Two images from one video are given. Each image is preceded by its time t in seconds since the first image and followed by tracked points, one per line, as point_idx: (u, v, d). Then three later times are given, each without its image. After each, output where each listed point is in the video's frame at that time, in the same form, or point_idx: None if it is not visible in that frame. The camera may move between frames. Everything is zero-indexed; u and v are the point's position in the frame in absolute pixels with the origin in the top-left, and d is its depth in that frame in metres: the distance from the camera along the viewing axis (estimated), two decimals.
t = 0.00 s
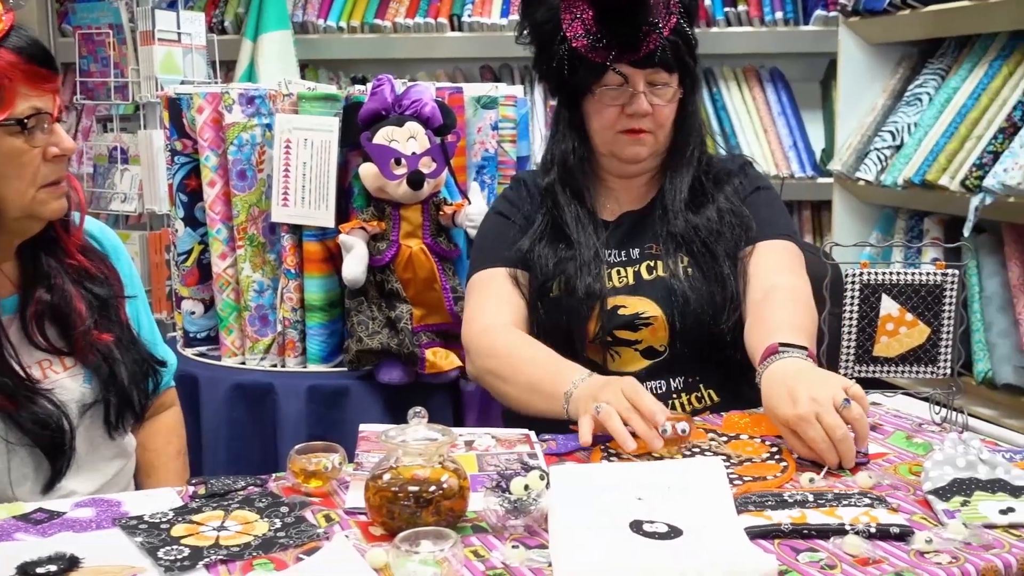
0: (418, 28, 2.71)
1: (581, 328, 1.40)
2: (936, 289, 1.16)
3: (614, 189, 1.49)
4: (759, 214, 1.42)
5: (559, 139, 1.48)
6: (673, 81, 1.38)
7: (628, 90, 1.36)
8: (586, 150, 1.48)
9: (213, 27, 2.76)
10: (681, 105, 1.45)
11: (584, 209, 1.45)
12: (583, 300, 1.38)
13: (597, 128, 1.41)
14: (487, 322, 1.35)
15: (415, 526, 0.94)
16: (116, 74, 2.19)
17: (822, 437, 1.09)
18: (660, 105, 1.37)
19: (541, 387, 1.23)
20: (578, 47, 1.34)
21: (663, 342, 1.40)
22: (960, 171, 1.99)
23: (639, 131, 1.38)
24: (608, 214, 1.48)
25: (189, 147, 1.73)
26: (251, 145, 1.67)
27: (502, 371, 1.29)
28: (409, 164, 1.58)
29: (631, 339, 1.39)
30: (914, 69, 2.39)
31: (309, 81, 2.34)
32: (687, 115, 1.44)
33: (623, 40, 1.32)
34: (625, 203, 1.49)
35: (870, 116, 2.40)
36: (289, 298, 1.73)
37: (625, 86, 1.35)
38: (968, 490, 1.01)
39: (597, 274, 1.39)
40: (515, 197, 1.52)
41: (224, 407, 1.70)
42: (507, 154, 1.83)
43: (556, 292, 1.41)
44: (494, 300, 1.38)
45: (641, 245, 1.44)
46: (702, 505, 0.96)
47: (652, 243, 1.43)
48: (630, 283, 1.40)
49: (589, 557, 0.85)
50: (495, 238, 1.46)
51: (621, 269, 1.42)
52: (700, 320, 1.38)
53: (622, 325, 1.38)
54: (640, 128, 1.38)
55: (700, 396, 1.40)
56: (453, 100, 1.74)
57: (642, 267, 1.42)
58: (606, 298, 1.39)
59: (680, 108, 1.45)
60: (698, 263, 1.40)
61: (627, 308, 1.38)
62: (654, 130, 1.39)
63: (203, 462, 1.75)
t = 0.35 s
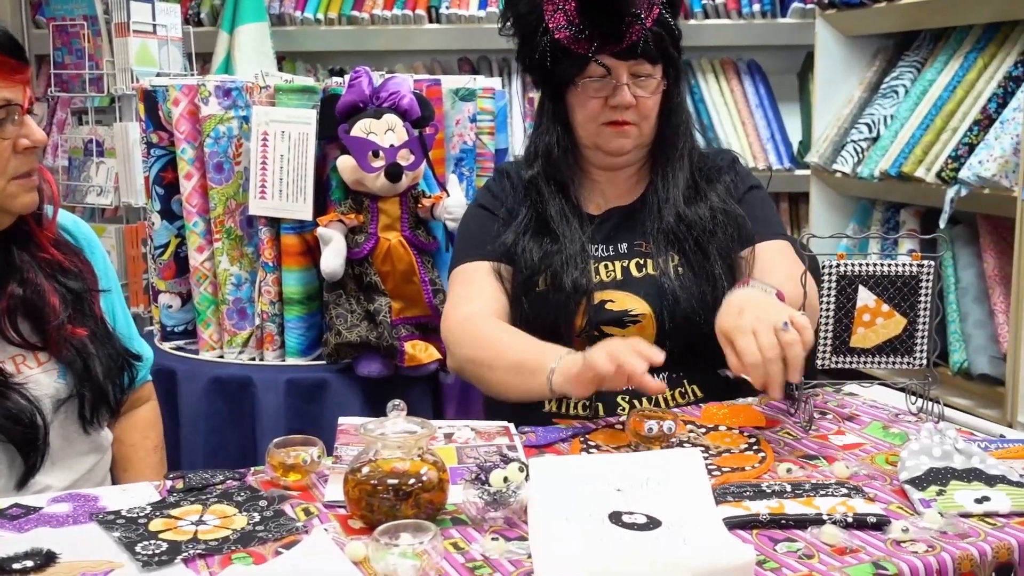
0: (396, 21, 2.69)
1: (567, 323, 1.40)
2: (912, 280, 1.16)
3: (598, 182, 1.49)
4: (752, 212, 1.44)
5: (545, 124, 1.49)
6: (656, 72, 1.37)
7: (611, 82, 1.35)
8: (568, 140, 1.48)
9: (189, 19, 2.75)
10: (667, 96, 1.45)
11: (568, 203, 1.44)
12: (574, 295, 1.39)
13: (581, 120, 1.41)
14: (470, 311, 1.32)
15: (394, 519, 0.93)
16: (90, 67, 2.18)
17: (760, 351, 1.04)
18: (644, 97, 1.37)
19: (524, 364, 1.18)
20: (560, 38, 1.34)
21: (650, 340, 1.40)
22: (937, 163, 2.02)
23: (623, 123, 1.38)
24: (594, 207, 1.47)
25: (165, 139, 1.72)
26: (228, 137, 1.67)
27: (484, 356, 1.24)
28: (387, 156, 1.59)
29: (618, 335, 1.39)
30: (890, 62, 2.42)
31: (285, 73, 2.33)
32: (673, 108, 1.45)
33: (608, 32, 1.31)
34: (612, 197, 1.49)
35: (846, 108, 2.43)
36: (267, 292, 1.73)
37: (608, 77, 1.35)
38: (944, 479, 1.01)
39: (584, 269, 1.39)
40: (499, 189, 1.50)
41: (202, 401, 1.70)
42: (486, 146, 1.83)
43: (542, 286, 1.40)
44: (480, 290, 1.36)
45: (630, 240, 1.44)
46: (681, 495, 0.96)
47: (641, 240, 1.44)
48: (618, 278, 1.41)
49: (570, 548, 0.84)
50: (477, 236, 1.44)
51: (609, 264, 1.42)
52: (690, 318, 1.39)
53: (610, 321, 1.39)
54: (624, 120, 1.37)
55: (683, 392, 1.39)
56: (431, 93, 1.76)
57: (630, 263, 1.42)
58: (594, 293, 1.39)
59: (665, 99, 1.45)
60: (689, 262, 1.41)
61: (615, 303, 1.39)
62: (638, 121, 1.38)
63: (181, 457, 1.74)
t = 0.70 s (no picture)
0: (384, 12, 2.68)
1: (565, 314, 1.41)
2: (900, 272, 1.16)
3: (595, 172, 1.48)
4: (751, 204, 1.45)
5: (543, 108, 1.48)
6: (654, 63, 1.37)
7: (609, 73, 1.35)
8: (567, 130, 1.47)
9: (177, 11, 2.75)
10: (665, 88, 1.45)
11: (566, 192, 1.44)
12: (574, 286, 1.38)
13: (578, 112, 1.41)
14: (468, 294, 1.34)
15: (384, 511, 0.93)
16: (78, 59, 2.19)
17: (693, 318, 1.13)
18: (643, 88, 1.37)
19: (533, 337, 1.25)
20: (559, 29, 1.34)
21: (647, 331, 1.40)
22: (925, 155, 2.03)
23: (621, 115, 1.38)
24: (592, 197, 1.47)
25: (153, 131, 1.71)
26: (216, 129, 1.66)
27: (489, 334, 1.28)
28: (376, 149, 1.59)
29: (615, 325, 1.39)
30: (878, 54, 2.43)
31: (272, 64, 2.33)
32: (671, 98, 1.44)
33: (608, 23, 1.31)
34: (610, 187, 1.48)
35: (835, 100, 2.43)
36: (256, 284, 1.73)
37: (606, 68, 1.35)
38: (932, 470, 1.02)
39: (584, 259, 1.38)
40: (498, 178, 1.51)
41: (192, 394, 1.70)
42: (474, 138, 1.85)
43: (541, 276, 1.40)
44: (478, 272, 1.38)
45: (628, 230, 1.44)
46: (671, 487, 0.96)
47: (639, 231, 1.43)
48: (616, 268, 1.41)
49: (561, 536, 0.84)
50: (477, 223, 1.45)
51: (607, 254, 1.42)
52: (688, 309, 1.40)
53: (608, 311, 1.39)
54: (623, 112, 1.37)
55: (679, 384, 1.41)
56: (420, 84, 1.76)
57: (629, 254, 1.42)
58: (593, 284, 1.39)
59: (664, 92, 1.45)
60: (687, 254, 1.42)
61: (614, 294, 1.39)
62: (636, 113, 1.38)
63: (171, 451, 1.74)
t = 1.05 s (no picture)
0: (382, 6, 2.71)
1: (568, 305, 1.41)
2: (898, 266, 1.16)
3: (601, 165, 1.47)
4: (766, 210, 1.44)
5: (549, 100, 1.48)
6: (656, 50, 1.36)
7: (609, 58, 1.34)
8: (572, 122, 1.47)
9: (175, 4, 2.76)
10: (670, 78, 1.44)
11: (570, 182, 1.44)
12: (577, 277, 1.38)
13: (578, 96, 1.39)
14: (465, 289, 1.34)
15: (382, 505, 0.93)
16: (75, 52, 2.19)
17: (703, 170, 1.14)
18: (643, 74, 1.35)
19: (523, 336, 1.23)
20: (560, 13, 1.35)
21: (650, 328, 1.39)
22: (923, 148, 2.04)
23: (621, 101, 1.36)
24: (596, 189, 1.47)
25: (151, 125, 1.72)
26: (214, 123, 1.66)
27: (482, 334, 1.28)
28: (374, 142, 1.60)
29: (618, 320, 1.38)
30: (877, 48, 2.43)
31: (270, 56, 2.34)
32: (675, 89, 1.43)
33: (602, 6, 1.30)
34: (614, 180, 1.48)
35: (833, 94, 2.43)
36: (254, 278, 1.72)
37: (606, 53, 1.34)
38: (930, 463, 1.02)
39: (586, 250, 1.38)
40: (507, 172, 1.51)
41: (190, 388, 1.70)
42: (472, 132, 1.86)
43: (544, 268, 1.40)
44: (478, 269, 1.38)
45: (633, 225, 1.43)
46: (670, 481, 0.96)
47: (644, 226, 1.42)
48: (621, 262, 1.39)
49: (561, 530, 0.85)
50: (478, 214, 1.46)
51: (612, 248, 1.40)
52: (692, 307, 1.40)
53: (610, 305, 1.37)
54: (621, 97, 1.35)
55: (679, 381, 1.41)
56: (418, 78, 1.76)
57: (634, 248, 1.40)
58: (595, 277, 1.38)
59: (666, 81, 1.43)
60: (693, 251, 1.41)
61: (618, 288, 1.37)
62: (637, 100, 1.36)
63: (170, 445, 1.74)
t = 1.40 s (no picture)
0: (381, 9, 2.69)
1: (583, 310, 1.34)
2: (897, 270, 1.16)
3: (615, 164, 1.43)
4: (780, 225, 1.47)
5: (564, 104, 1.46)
6: (653, 46, 1.35)
7: (603, 54, 1.33)
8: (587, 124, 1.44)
9: (174, 8, 2.78)
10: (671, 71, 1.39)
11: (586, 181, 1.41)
12: (594, 280, 1.33)
13: (578, 96, 1.38)
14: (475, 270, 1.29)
15: (381, 510, 0.92)
16: (74, 55, 2.19)
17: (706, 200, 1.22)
18: (637, 71, 1.33)
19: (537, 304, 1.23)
20: (552, 11, 1.34)
21: (662, 333, 1.37)
22: (922, 152, 2.04)
23: (618, 98, 1.34)
24: (609, 193, 1.43)
25: (150, 129, 1.71)
26: (213, 127, 1.66)
27: (495, 324, 1.27)
28: (373, 146, 1.60)
29: (632, 325, 1.36)
30: (876, 51, 2.44)
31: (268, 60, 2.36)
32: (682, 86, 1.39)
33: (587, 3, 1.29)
34: (627, 182, 1.44)
35: (832, 97, 2.44)
36: (253, 283, 1.72)
37: (602, 49, 1.32)
38: (929, 468, 1.01)
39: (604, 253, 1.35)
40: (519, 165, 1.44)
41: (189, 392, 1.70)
42: (472, 136, 1.86)
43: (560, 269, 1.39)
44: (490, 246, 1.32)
45: (648, 230, 1.40)
46: (671, 487, 0.95)
47: (658, 232, 1.40)
48: (636, 267, 1.36)
49: (561, 534, 0.84)
50: (491, 207, 1.38)
51: (627, 252, 1.37)
52: (708, 316, 1.39)
53: (626, 310, 1.35)
54: (618, 95, 1.33)
55: (686, 386, 1.38)
56: (417, 82, 1.77)
57: (650, 254, 1.38)
58: (612, 281, 1.34)
59: (669, 81, 1.39)
60: (710, 259, 1.42)
61: (633, 293, 1.35)
62: (633, 98, 1.34)
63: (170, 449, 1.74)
